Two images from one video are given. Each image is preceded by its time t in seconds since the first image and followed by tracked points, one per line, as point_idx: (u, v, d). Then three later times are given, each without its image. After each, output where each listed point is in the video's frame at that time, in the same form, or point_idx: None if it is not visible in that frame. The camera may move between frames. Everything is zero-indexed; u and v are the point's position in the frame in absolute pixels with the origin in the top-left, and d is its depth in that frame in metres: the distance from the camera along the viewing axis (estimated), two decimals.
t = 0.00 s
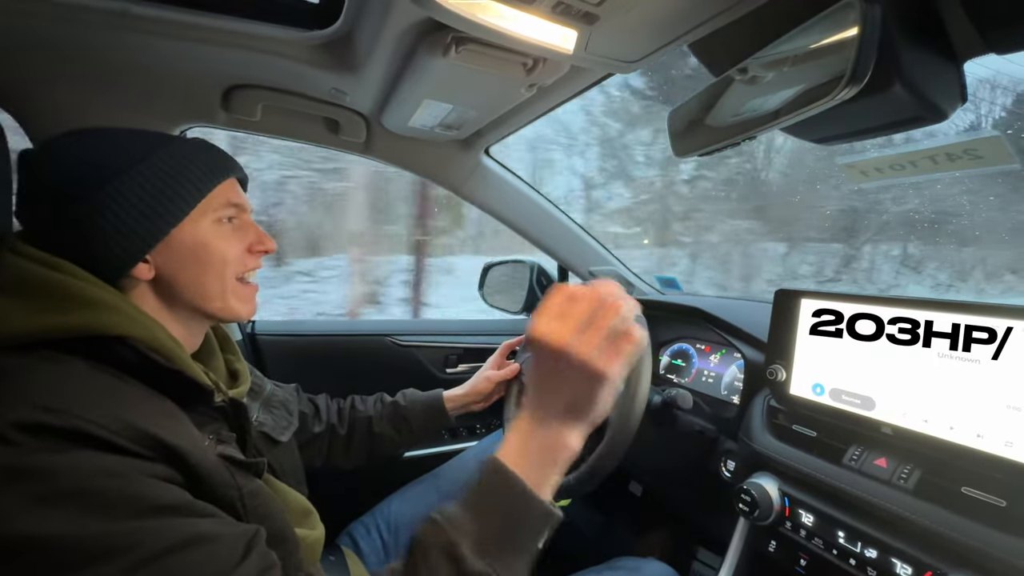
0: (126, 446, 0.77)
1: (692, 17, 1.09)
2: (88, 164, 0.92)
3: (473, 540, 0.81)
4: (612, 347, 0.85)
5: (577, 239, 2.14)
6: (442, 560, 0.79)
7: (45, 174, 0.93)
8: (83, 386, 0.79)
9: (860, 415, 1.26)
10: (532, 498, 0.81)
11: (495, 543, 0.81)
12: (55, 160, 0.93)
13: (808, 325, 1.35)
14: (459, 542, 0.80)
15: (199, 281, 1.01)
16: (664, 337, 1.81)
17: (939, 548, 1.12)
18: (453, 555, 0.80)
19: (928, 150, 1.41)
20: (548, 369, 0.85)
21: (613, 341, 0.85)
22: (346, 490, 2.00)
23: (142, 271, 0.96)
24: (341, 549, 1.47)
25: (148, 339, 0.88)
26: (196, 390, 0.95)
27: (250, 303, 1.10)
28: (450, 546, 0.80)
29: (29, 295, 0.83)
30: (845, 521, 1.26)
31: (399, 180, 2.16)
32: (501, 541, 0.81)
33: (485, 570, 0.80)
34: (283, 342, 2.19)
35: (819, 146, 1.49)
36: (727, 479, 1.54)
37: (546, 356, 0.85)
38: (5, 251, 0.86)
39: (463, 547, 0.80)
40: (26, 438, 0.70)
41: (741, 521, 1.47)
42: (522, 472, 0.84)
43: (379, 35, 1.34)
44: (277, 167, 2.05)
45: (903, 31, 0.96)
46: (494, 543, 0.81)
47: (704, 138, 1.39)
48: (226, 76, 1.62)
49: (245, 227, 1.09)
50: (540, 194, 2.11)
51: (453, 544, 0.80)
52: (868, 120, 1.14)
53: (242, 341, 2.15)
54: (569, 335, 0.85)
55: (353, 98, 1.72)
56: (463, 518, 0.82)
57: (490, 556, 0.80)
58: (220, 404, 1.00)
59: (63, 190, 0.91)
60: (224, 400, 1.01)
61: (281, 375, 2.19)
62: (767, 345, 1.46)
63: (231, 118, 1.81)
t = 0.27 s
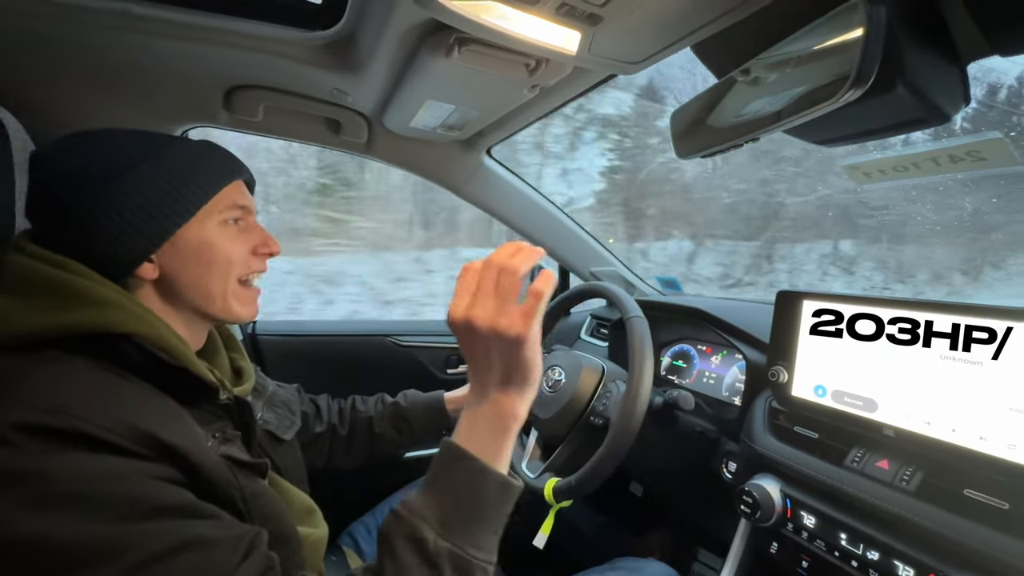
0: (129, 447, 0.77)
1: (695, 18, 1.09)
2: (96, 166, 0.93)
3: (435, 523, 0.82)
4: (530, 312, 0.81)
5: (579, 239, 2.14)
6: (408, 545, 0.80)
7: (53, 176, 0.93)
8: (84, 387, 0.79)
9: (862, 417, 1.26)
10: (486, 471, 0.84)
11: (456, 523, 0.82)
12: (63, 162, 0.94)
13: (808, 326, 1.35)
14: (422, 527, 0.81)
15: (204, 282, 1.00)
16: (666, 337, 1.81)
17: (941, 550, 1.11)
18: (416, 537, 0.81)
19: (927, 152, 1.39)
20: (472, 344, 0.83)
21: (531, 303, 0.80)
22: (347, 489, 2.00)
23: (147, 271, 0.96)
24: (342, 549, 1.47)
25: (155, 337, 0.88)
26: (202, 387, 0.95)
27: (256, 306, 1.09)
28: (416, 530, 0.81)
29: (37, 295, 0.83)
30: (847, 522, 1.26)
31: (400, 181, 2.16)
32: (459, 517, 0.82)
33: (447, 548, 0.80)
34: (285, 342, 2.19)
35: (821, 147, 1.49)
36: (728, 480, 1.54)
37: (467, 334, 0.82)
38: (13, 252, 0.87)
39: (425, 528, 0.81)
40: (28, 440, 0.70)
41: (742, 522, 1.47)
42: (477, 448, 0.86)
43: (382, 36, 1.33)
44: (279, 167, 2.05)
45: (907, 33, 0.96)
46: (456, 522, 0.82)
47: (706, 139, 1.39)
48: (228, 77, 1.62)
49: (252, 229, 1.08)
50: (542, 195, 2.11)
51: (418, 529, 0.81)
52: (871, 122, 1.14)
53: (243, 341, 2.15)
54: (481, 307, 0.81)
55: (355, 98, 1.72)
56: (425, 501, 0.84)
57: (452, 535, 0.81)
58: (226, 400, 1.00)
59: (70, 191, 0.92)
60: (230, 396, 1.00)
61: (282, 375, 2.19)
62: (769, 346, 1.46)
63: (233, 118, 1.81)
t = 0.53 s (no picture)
0: (138, 438, 0.77)
1: (697, 17, 1.09)
2: (103, 162, 0.93)
3: (522, 553, 0.92)
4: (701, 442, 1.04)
5: (579, 237, 2.15)
6: (493, 563, 0.90)
7: (61, 172, 0.93)
8: (93, 379, 0.79)
9: (861, 416, 1.26)
10: (582, 538, 0.95)
11: (539, 557, 0.92)
12: (69, 158, 0.94)
13: (808, 326, 1.35)
14: (511, 552, 0.91)
15: (210, 278, 1.01)
16: (665, 336, 1.81)
17: (939, 550, 1.11)
18: (505, 560, 0.90)
19: (932, 151, 1.38)
20: (645, 415, 1.03)
21: (688, 400, 1.02)
22: (347, 487, 2.01)
23: (155, 266, 0.96)
24: (341, 546, 1.47)
25: (162, 332, 0.88)
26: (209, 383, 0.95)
27: (258, 303, 1.10)
28: (501, 553, 0.91)
29: (44, 290, 0.83)
30: (845, 521, 1.26)
31: (400, 179, 2.16)
32: (546, 561, 0.92)
33: None
34: (285, 340, 2.20)
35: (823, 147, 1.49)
36: (727, 478, 1.54)
37: (643, 404, 1.04)
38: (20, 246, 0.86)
39: (513, 554, 0.91)
40: (41, 430, 0.70)
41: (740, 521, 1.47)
42: (578, 511, 0.98)
43: (383, 34, 1.34)
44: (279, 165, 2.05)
45: (910, 31, 0.96)
46: (541, 560, 0.92)
47: (705, 138, 1.38)
48: (230, 74, 1.62)
49: (255, 227, 1.09)
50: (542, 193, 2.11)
51: (506, 553, 0.91)
52: (872, 121, 1.14)
53: (243, 339, 2.16)
54: (661, 391, 1.04)
55: (357, 96, 1.72)
56: (515, 530, 0.94)
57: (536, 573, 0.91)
58: (231, 396, 0.99)
59: (79, 187, 0.92)
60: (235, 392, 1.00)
61: (282, 373, 2.19)
62: (769, 345, 1.46)
63: (235, 115, 1.81)
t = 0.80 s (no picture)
0: (138, 439, 0.78)
1: (696, 17, 1.10)
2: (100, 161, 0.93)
3: (529, 557, 0.91)
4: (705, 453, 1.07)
5: (579, 238, 2.15)
6: (499, 565, 0.90)
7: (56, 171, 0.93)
8: (91, 380, 0.79)
9: (860, 415, 1.26)
10: (587, 543, 0.95)
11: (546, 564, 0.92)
12: (66, 157, 0.94)
13: (807, 325, 1.35)
14: (517, 555, 0.91)
15: (206, 279, 1.01)
16: (665, 336, 1.82)
17: (937, 548, 1.12)
18: (511, 563, 0.90)
19: (928, 151, 1.39)
20: (652, 432, 1.05)
21: (692, 413, 1.05)
22: (347, 486, 2.01)
23: (152, 267, 0.96)
24: (343, 545, 1.47)
25: (158, 334, 0.89)
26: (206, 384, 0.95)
27: (253, 304, 1.11)
28: (507, 556, 0.91)
29: (40, 291, 0.83)
30: (845, 520, 1.26)
31: (400, 179, 2.16)
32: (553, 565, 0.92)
33: None
34: (286, 339, 2.20)
35: (821, 147, 1.49)
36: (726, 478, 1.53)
37: (649, 420, 1.06)
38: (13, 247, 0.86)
39: (520, 557, 0.91)
40: (40, 431, 0.70)
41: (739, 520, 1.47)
42: (583, 516, 0.99)
43: (383, 35, 1.34)
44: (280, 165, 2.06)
45: (908, 32, 0.97)
46: (546, 563, 0.92)
47: (704, 139, 1.39)
48: (230, 75, 1.63)
49: (252, 229, 1.10)
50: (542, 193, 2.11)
51: (512, 556, 0.91)
52: (870, 121, 1.14)
53: (244, 339, 2.16)
54: (682, 419, 1.05)
55: (357, 96, 1.72)
56: (522, 534, 0.94)
57: None
58: (230, 397, 0.99)
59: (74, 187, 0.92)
60: (233, 393, 1.00)
61: (283, 373, 2.20)
62: (768, 345, 1.46)
63: (235, 116, 1.82)
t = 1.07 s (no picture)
0: (134, 442, 0.78)
1: (693, 20, 1.10)
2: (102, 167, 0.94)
3: (523, 552, 0.92)
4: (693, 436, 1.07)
5: (579, 240, 2.15)
6: (494, 561, 0.91)
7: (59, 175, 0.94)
8: (91, 383, 0.80)
9: (858, 416, 1.27)
10: (580, 533, 0.96)
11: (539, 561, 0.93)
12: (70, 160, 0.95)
13: (807, 326, 1.35)
14: (513, 550, 0.92)
15: (202, 283, 1.02)
16: (664, 338, 1.82)
17: (936, 549, 1.12)
18: (507, 558, 0.91)
19: (926, 152, 1.40)
20: (639, 425, 1.05)
21: (676, 397, 1.06)
22: (347, 488, 2.01)
23: (147, 271, 0.97)
24: (342, 546, 1.48)
25: (155, 336, 0.89)
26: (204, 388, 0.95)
27: (251, 310, 1.11)
28: (504, 552, 0.91)
29: (39, 293, 0.84)
30: (843, 520, 1.27)
31: (400, 181, 2.16)
32: (547, 559, 0.93)
33: None
34: (286, 341, 2.20)
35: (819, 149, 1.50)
36: (727, 479, 1.55)
37: (637, 412, 1.06)
38: (14, 249, 0.87)
39: (515, 552, 0.91)
40: (36, 433, 0.71)
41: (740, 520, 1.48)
42: (579, 512, 1.00)
43: (382, 37, 1.34)
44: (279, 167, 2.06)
45: (903, 35, 0.97)
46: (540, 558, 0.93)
47: (703, 140, 1.39)
48: (230, 77, 1.63)
49: (252, 233, 1.10)
50: (541, 195, 2.12)
51: (508, 552, 0.91)
52: (868, 123, 1.15)
53: (244, 341, 2.16)
54: (663, 407, 1.05)
55: (356, 99, 1.73)
56: (517, 531, 0.94)
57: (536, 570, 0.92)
58: (228, 400, 1.00)
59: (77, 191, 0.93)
60: (231, 396, 1.01)
61: (283, 375, 2.20)
62: (767, 346, 1.47)
63: (234, 118, 1.82)
